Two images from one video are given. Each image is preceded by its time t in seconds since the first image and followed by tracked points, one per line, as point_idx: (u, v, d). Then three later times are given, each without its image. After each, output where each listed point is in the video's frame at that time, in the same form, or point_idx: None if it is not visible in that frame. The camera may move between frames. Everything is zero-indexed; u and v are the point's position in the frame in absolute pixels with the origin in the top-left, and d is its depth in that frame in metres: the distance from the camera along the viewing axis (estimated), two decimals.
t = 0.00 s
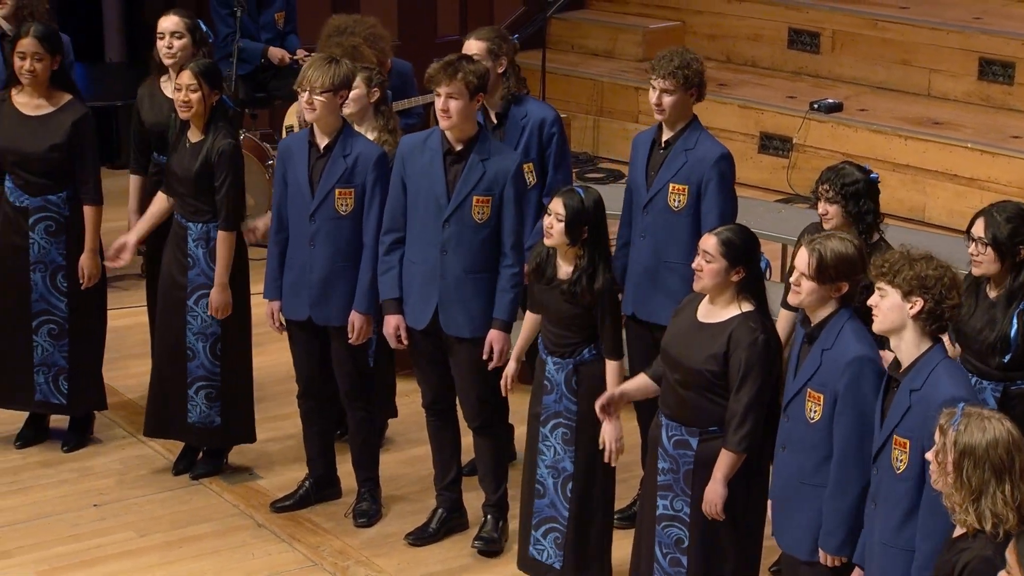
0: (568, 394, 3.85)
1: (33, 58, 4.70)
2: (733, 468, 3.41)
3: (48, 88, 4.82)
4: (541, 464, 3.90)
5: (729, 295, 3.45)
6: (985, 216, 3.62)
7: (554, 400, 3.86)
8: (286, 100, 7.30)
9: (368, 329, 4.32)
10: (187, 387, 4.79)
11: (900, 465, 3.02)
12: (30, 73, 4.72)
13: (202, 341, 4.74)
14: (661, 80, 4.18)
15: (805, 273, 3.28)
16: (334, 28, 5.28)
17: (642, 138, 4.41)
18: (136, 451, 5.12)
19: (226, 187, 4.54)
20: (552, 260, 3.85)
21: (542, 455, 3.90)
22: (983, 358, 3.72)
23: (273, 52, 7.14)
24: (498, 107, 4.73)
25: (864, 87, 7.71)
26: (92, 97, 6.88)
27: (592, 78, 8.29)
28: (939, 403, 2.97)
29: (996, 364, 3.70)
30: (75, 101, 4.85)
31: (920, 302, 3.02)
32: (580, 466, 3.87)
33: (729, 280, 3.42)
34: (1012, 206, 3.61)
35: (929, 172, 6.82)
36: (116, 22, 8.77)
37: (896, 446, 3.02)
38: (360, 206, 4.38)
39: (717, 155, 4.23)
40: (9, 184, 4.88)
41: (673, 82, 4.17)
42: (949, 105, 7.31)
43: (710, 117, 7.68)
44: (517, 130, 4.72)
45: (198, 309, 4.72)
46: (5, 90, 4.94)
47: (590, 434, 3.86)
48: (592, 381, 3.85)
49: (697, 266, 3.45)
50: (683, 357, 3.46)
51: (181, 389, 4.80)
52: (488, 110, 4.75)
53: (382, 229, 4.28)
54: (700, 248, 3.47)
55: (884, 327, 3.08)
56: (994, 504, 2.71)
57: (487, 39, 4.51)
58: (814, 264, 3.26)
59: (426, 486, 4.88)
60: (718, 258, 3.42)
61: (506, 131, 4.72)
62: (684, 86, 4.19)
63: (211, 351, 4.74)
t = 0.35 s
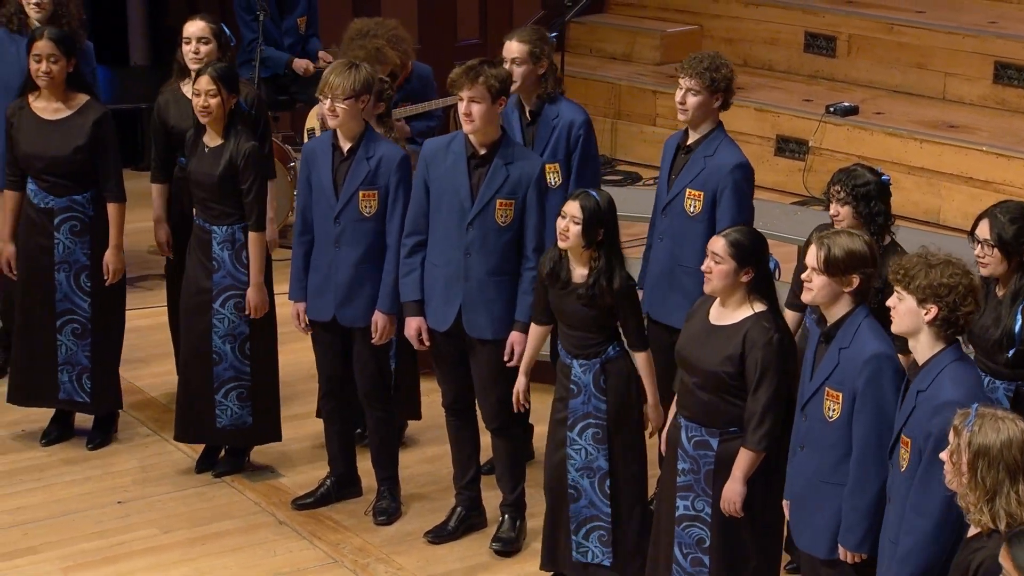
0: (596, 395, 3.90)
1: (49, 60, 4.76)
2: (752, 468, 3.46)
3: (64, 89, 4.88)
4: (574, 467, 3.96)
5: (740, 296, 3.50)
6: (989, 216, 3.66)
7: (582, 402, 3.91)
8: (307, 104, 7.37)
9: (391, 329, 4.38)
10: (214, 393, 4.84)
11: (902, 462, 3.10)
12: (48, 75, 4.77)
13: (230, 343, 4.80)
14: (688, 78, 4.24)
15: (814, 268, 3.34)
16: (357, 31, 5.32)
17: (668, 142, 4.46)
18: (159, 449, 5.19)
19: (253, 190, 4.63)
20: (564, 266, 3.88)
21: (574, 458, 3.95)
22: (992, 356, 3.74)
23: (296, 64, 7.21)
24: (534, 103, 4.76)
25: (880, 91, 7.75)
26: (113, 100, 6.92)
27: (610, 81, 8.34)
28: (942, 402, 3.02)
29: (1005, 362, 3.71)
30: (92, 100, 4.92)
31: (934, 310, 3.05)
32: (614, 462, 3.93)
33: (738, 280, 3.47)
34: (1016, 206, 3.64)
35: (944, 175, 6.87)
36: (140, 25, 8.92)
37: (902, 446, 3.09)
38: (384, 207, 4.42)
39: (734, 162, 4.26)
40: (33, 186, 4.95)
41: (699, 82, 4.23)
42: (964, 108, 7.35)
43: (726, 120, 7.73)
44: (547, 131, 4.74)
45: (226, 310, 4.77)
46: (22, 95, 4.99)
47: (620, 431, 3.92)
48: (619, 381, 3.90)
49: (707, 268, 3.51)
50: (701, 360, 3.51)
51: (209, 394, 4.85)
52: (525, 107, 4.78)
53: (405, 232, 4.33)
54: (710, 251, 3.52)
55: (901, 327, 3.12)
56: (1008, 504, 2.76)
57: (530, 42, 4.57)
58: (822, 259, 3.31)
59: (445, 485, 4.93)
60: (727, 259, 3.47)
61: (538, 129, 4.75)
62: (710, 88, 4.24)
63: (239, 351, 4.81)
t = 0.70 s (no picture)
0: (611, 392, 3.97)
1: (66, 63, 4.81)
2: (760, 462, 3.52)
3: (83, 91, 4.94)
4: (591, 463, 4.01)
5: (745, 294, 3.55)
6: (996, 215, 3.68)
7: (597, 399, 3.98)
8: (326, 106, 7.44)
9: (412, 329, 4.45)
10: (231, 393, 4.90)
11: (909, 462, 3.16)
12: (65, 78, 4.83)
13: (247, 343, 4.87)
14: (709, 77, 4.30)
15: (824, 269, 3.39)
16: (376, 33, 5.38)
17: (688, 145, 4.52)
18: (179, 447, 5.26)
19: (278, 189, 4.70)
20: (581, 262, 3.97)
21: (591, 454, 4.01)
22: (996, 355, 3.76)
23: (313, 56, 7.32)
24: (573, 105, 4.78)
25: (892, 94, 7.79)
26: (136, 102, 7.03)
27: (624, 84, 8.40)
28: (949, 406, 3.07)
29: (1008, 359, 3.74)
30: (110, 99, 4.99)
31: (942, 319, 3.10)
32: (630, 460, 3.99)
33: (742, 279, 3.53)
34: None
35: (955, 178, 6.91)
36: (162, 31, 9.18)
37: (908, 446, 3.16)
38: (406, 209, 4.49)
39: (750, 166, 4.31)
40: (55, 188, 5.02)
41: (720, 82, 4.29)
42: (975, 111, 7.39)
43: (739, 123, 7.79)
44: (582, 134, 4.76)
45: (243, 310, 4.84)
46: (39, 99, 5.05)
47: (635, 429, 3.98)
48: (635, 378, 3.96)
49: (711, 270, 3.56)
50: (707, 357, 3.58)
51: (224, 395, 4.91)
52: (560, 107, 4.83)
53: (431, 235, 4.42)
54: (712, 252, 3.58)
55: (909, 336, 3.17)
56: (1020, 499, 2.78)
57: (572, 42, 4.63)
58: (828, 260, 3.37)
59: (461, 484, 4.99)
60: (730, 259, 3.53)
61: (574, 133, 4.77)
62: (730, 89, 4.30)
63: (258, 352, 4.89)
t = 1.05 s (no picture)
0: (620, 392, 4.02)
1: (89, 65, 4.87)
2: (765, 451, 3.57)
3: (107, 93, 5.00)
4: (596, 461, 4.07)
5: (755, 289, 3.61)
6: (1013, 215, 3.73)
7: (607, 398, 4.03)
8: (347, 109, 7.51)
9: (436, 329, 4.50)
10: (252, 387, 4.96)
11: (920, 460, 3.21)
12: (88, 79, 4.89)
13: (269, 340, 4.92)
14: (719, 84, 4.35)
15: (840, 269, 3.45)
16: (394, 36, 5.44)
17: (709, 147, 4.58)
18: (201, 445, 5.32)
19: (302, 187, 4.79)
20: (602, 263, 4.01)
21: (597, 453, 4.07)
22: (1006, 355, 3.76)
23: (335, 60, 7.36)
24: (605, 103, 4.84)
25: (906, 97, 7.84)
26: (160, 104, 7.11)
27: (640, 87, 8.45)
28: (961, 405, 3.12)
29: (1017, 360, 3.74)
30: (134, 100, 5.05)
31: (956, 323, 3.15)
32: (630, 463, 4.03)
33: (753, 273, 3.59)
34: None
35: (969, 180, 6.96)
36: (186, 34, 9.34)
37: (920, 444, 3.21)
38: (432, 211, 4.55)
39: (771, 169, 4.36)
40: (81, 189, 5.07)
41: (730, 87, 4.33)
42: (989, 114, 7.44)
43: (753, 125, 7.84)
44: (613, 131, 4.81)
45: (265, 307, 4.90)
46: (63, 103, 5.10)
47: (643, 428, 4.03)
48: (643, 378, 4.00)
49: (721, 264, 3.62)
50: (716, 352, 3.62)
51: (246, 387, 4.96)
52: (590, 107, 4.87)
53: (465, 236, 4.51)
54: (722, 246, 3.63)
55: (922, 335, 3.21)
56: None
57: (609, 43, 4.66)
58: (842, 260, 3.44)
59: (478, 482, 5.04)
60: (741, 254, 3.58)
61: (604, 131, 4.82)
62: (742, 92, 4.34)
63: (278, 348, 4.94)
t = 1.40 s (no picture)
0: (635, 391, 4.05)
1: (117, 73, 4.94)
2: (791, 451, 3.62)
3: (135, 100, 5.05)
4: (611, 458, 4.12)
5: (761, 290, 3.66)
6: None
7: (623, 397, 4.07)
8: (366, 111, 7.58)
9: (452, 329, 4.57)
10: (266, 391, 5.00)
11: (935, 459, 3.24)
12: (116, 87, 4.95)
13: (285, 343, 4.98)
14: (727, 87, 4.40)
15: (856, 267, 3.48)
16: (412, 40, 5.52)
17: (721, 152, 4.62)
18: (221, 443, 5.38)
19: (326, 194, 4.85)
20: (616, 260, 4.06)
21: (612, 450, 4.12)
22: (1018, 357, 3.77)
23: (352, 65, 7.41)
24: (625, 105, 4.88)
25: (921, 100, 7.88)
26: (182, 109, 7.19)
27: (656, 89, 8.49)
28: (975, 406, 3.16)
29: None
30: (162, 106, 5.11)
31: (976, 325, 3.18)
32: (646, 460, 4.09)
33: (757, 274, 3.63)
34: None
35: (983, 183, 7.01)
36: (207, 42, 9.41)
37: (936, 443, 3.23)
38: (450, 211, 4.61)
39: (782, 169, 4.41)
40: (109, 192, 5.14)
41: (738, 90, 4.39)
42: (1004, 117, 7.49)
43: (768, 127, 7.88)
44: (635, 132, 4.86)
45: (283, 311, 4.95)
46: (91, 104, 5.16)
47: (658, 426, 4.07)
48: (659, 378, 4.04)
49: (726, 266, 3.66)
50: (728, 352, 3.66)
51: (259, 391, 5.01)
52: (610, 110, 4.91)
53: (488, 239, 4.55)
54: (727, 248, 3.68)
55: (940, 336, 3.24)
56: None
57: (628, 43, 4.71)
58: (859, 258, 3.47)
59: (495, 480, 5.10)
60: (745, 256, 3.63)
61: (626, 133, 4.87)
62: (749, 94, 4.39)
63: (293, 350, 5.00)
